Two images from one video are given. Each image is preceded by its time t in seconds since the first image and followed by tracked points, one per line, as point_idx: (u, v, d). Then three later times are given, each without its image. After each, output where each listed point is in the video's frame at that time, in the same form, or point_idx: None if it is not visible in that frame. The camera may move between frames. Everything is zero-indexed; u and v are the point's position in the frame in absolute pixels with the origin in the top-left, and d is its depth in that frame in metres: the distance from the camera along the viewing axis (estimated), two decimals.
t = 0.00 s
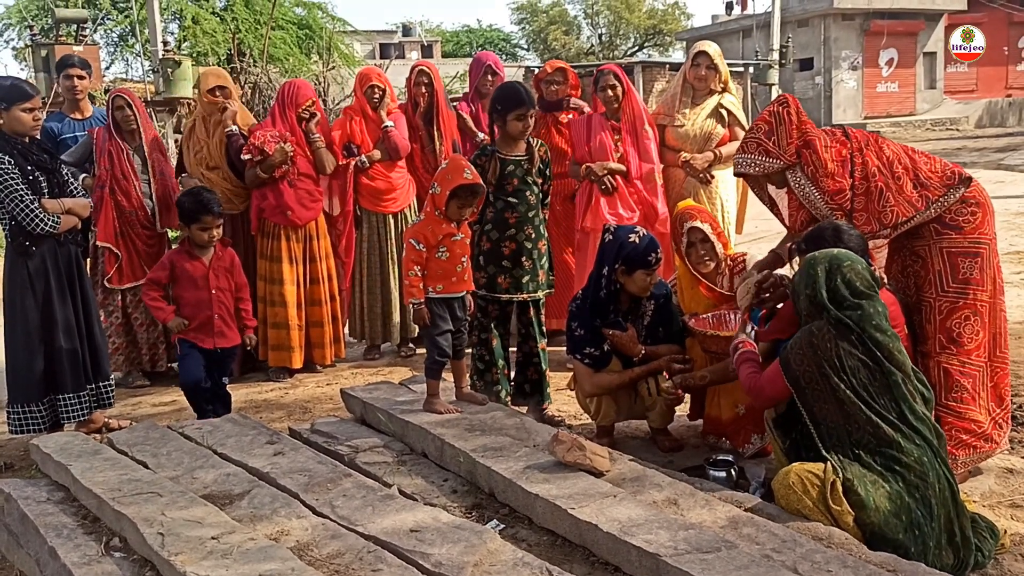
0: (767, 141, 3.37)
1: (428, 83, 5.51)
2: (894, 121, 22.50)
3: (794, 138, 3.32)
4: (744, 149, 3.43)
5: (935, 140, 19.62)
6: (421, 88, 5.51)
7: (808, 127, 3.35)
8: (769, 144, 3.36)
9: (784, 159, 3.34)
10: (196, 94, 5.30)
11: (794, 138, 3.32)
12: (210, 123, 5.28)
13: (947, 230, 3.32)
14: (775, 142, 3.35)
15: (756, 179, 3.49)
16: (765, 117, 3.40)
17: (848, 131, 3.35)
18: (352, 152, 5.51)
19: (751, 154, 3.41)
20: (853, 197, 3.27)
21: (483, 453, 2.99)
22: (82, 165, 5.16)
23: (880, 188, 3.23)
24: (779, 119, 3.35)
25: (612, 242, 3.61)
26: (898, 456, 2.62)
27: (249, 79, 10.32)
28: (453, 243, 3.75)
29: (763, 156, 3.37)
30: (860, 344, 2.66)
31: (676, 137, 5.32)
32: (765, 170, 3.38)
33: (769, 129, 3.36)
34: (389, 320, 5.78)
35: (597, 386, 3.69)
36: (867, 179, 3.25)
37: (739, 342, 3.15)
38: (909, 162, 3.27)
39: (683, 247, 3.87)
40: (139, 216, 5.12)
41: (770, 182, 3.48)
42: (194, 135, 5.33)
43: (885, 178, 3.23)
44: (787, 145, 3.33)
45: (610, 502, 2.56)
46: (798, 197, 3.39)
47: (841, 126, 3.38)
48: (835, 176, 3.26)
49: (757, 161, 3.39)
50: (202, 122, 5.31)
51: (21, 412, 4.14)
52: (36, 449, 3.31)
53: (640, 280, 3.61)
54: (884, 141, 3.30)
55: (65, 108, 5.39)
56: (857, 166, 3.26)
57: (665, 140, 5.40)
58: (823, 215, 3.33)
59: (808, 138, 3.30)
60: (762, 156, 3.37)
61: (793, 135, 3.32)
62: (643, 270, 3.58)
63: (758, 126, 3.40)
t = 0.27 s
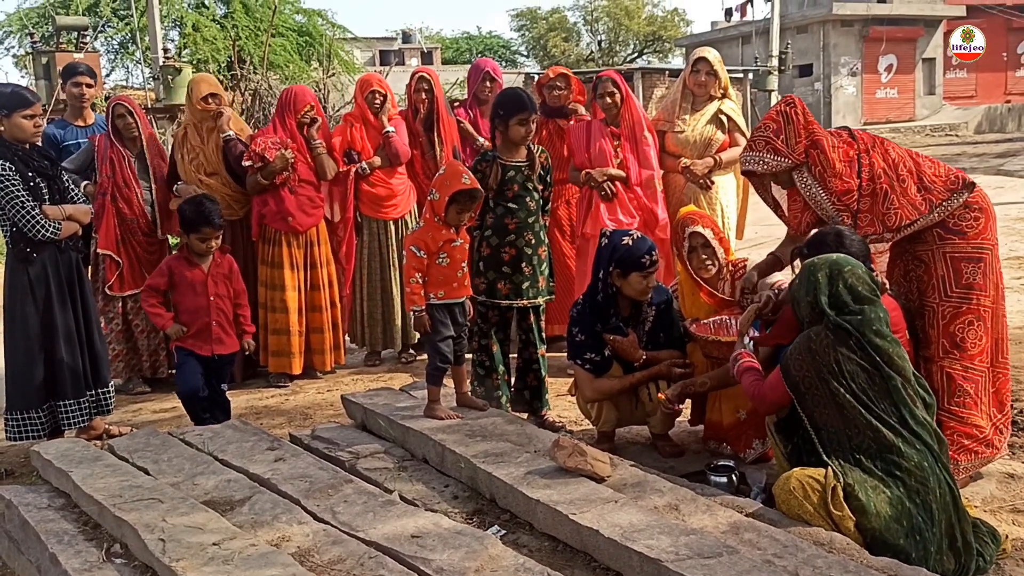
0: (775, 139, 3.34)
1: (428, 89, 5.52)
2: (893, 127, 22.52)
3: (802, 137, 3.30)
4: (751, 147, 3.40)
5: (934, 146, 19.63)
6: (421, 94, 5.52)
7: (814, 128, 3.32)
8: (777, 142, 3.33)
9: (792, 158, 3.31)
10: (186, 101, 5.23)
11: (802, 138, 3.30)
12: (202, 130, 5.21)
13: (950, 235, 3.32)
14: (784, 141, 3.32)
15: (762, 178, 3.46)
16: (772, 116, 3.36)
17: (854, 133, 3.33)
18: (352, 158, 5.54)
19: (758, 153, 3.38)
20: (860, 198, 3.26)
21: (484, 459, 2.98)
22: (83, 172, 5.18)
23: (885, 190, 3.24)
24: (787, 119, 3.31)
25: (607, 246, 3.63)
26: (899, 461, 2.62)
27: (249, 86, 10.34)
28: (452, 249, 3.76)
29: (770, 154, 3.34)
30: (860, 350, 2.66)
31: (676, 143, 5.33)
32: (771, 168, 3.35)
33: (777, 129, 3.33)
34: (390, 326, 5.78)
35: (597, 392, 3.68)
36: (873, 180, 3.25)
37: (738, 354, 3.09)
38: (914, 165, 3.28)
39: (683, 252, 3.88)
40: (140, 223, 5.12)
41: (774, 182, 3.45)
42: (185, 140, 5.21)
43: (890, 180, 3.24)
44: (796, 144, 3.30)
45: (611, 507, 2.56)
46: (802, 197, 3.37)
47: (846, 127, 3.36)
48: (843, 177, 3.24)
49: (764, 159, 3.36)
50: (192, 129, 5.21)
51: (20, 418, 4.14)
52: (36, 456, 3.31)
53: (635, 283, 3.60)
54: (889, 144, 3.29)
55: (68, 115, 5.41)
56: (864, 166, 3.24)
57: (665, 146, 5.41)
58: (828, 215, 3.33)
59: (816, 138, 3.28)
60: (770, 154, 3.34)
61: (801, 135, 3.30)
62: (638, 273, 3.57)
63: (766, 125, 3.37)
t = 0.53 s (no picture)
0: (786, 130, 3.31)
1: (428, 93, 5.55)
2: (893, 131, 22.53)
3: (812, 128, 3.28)
4: (761, 136, 3.36)
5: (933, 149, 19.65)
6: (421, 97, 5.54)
7: (823, 120, 3.30)
8: (788, 132, 3.30)
9: (801, 149, 3.29)
10: (179, 104, 5.14)
11: (812, 130, 3.28)
12: (197, 133, 5.14)
13: (952, 238, 3.32)
14: (794, 131, 3.30)
15: (770, 167, 3.43)
16: (782, 106, 3.33)
17: (864, 128, 3.33)
18: (352, 162, 5.52)
19: (768, 142, 3.34)
20: (866, 192, 3.27)
21: (484, 462, 2.99)
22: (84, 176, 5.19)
23: (892, 186, 3.25)
24: (798, 110, 3.29)
25: (605, 247, 3.64)
26: (898, 463, 2.62)
27: (249, 90, 10.35)
28: (454, 252, 3.76)
29: (780, 144, 3.31)
30: (858, 352, 2.66)
31: (676, 146, 5.33)
32: (780, 158, 3.33)
33: (787, 119, 3.30)
34: (390, 330, 5.77)
35: (596, 394, 3.70)
36: (881, 176, 3.25)
37: (733, 363, 3.10)
38: (921, 165, 3.30)
39: (683, 254, 3.88)
40: (140, 226, 5.12)
41: (781, 173, 3.43)
42: (180, 144, 5.15)
43: (897, 177, 3.25)
44: (806, 135, 3.28)
45: (611, 510, 2.56)
46: (810, 190, 3.36)
47: (855, 122, 3.36)
48: (852, 170, 3.24)
49: (773, 149, 3.33)
50: (186, 133, 5.15)
51: (18, 421, 4.14)
52: (36, 459, 3.31)
53: (632, 284, 3.59)
54: (897, 142, 3.31)
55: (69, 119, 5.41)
56: (873, 161, 3.25)
57: (665, 150, 5.41)
58: (833, 209, 3.33)
59: (827, 130, 3.27)
60: (780, 144, 3.32)
61: (811, 127, 3.28)
62: (634, 275, 3.57)
63: (777, 115, 3.33)
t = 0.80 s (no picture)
0: (795, 118, 3.30)
1: (427, 96, 5.57)
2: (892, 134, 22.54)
3: (822, 118, 3.28)
4: (770, 122, 3.36)
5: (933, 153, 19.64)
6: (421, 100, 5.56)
7: (833, 110, 3.30)
8: (797, 121, 3.30)
9: (810, 138, 3.29)
10: (178, 108, 5.16)
11: (822, 119, 3.28)
12: (195, 137, 5.17)
13: (954, 241, 3.32)
14: (803, 120, 3.30)
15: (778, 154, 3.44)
16: (793, 94, 3.32)
17: (873, 122, 3.34)
18: (351, 165, 5.54)
19: (777, 129, 3.34)
20: (873, 184, 3.28)
21: (484, 465, 2.98)
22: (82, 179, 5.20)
23: (899, 181, 3.26)
24: (809, 99, 3.28)
25: (604, 250, 3.64)
26: (898, 467, 2.62)
27: (249, 93, 10.35)
28: (455, 256, 3.76)
29: (789, 131, 3.32)
30: (858, 355, 2.67)
31: (676, 149, 5.32)
32: (788, 146, 3.33)
33: (797, 108, 3.30)
34: (390, 333, 5.77)
35: (596, 397, 3.69)
36: (888, 170, 3.26)
37: (733, 374, 3.08)
38: (928, 165, 3.31)
39: (683, 258, 3.87)
40: (140, 230, 5.10)
41: (788, 161, 3.44)
42: (177, 148, 5.15)
43: (904, 172, 3.26)
44: (816, 124, 3.28)
45: (610, 513, 2.56)
46: (817, 179, 3.38)
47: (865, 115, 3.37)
48: (859, 161, 3.26)
49: (782, 136, 3.33)
50: (184, 136, 5.16)
51: (15, 425, 4.12)
52: (35, 462, 3.31)
53: (630, 288, 3.60)
54: (906, 139, 3.32)
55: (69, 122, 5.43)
56: (881, 154, 3.26)
57: (665, 153, 5.41)
58: (839, 199, 3.35)
59: (837, 120, 3.27)
60: (789, 131, 3.32)
61: (820, 117, 3.28)
62: (633, 278, 3.57)
63: (788, 102, 3.33)
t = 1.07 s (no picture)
0: (802, 108, 3.30)
1: (427, 99, 5.56)
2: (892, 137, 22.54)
3: (829, 109, 3.28)
4: (777, 112, 3.36)
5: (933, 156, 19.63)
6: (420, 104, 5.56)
7: (842, 101, 3.29)
8: (805, 110, 3.30)
9: (816, 128, 3.30)
10: (177, 112, 5.15)
11: (829, 110, 3.28)
12: (196, 140, 5.19)
13: (956, 243, 3.32)
14: (810, 110, 3.30)
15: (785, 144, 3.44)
16: (801, 85, 3.32)
17: (882, 117, 3.35)
18: (351, 169, 5.56)
19: (784, 118, 3.35)
20: (878, 179, 3.27)
21: (484, 468, 2.98)
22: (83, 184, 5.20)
23: (904, 177, 3.26)
24: (817, 90, 3.27)
25: (603, 254, 3.64)
26: (904, 472, 2.61)
27: (249, 97, 10.35)
28: (454, 261, 3.76)
29: (796, 121, 3.32)
30: (865, 359, 2.65)
31: (676, 152, 5.32)
32: (794, 135, 3.34)
33: (804, 98, 3.30)
34: (391, 337, 5.77)
35: (596, 400, 3.68)
36: (894, 165, 3.26)
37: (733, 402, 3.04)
38: (934, 165, 3.31)
39: (684, 262, 3.86)
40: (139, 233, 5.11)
41: (794, 151, 3.44)
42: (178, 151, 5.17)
43: (909, 168, 3.26)
44: (823, 114, 3.28)
45: (610, 516, 2.55)
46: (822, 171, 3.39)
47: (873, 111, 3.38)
48: (865, 154, 3.26)
49: (788, 125, 3.34)
50: (185, 138, 5.19)
51: (12, 428, 4.11)
52: (35, 466, 3.31)
53: (629, 291, 3.60)
54: (914, 137, 3.32)
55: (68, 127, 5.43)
56: (888, 149, 3.26)
57: (665, 156, 5.41)
58: (843, 191, 3.35)
59: (844, 112, 3.27)
60: (795, 121, 3.32)
61: (828, 107, 3.28)
62: (631, 281, 3.57)
63: (795, 93, 3.33)
